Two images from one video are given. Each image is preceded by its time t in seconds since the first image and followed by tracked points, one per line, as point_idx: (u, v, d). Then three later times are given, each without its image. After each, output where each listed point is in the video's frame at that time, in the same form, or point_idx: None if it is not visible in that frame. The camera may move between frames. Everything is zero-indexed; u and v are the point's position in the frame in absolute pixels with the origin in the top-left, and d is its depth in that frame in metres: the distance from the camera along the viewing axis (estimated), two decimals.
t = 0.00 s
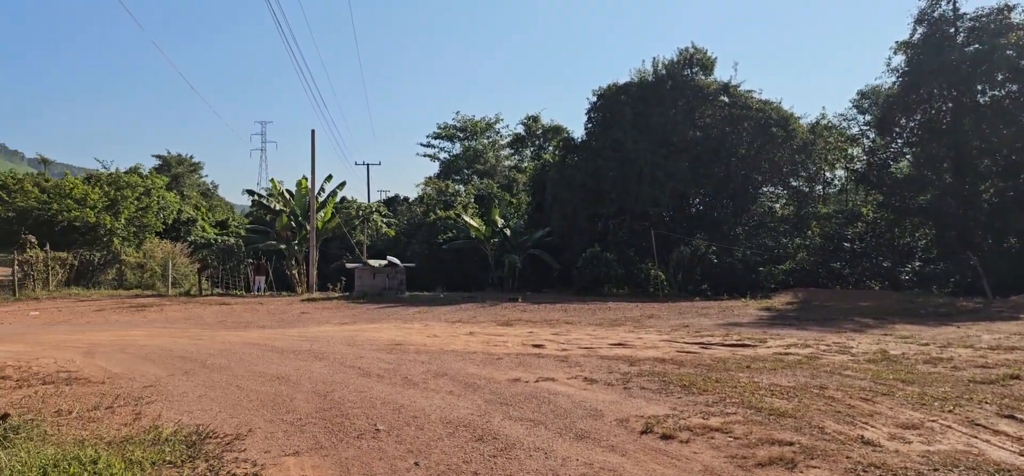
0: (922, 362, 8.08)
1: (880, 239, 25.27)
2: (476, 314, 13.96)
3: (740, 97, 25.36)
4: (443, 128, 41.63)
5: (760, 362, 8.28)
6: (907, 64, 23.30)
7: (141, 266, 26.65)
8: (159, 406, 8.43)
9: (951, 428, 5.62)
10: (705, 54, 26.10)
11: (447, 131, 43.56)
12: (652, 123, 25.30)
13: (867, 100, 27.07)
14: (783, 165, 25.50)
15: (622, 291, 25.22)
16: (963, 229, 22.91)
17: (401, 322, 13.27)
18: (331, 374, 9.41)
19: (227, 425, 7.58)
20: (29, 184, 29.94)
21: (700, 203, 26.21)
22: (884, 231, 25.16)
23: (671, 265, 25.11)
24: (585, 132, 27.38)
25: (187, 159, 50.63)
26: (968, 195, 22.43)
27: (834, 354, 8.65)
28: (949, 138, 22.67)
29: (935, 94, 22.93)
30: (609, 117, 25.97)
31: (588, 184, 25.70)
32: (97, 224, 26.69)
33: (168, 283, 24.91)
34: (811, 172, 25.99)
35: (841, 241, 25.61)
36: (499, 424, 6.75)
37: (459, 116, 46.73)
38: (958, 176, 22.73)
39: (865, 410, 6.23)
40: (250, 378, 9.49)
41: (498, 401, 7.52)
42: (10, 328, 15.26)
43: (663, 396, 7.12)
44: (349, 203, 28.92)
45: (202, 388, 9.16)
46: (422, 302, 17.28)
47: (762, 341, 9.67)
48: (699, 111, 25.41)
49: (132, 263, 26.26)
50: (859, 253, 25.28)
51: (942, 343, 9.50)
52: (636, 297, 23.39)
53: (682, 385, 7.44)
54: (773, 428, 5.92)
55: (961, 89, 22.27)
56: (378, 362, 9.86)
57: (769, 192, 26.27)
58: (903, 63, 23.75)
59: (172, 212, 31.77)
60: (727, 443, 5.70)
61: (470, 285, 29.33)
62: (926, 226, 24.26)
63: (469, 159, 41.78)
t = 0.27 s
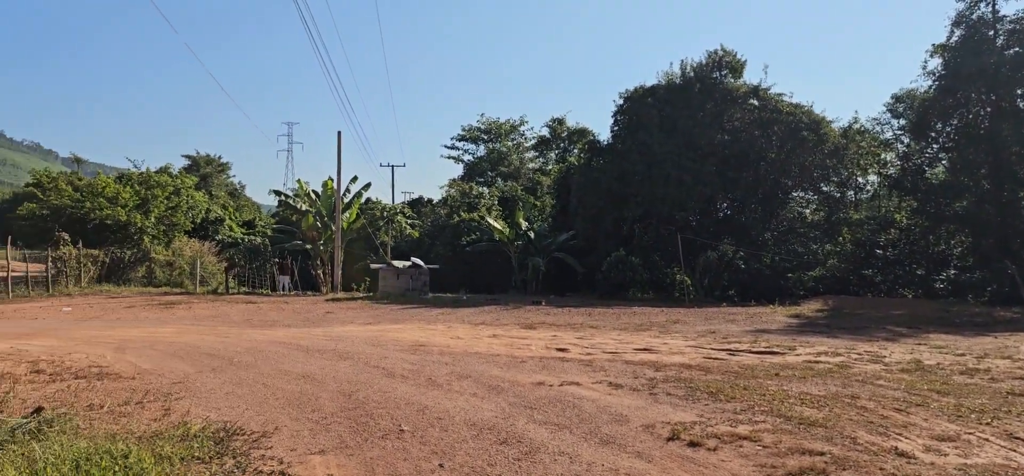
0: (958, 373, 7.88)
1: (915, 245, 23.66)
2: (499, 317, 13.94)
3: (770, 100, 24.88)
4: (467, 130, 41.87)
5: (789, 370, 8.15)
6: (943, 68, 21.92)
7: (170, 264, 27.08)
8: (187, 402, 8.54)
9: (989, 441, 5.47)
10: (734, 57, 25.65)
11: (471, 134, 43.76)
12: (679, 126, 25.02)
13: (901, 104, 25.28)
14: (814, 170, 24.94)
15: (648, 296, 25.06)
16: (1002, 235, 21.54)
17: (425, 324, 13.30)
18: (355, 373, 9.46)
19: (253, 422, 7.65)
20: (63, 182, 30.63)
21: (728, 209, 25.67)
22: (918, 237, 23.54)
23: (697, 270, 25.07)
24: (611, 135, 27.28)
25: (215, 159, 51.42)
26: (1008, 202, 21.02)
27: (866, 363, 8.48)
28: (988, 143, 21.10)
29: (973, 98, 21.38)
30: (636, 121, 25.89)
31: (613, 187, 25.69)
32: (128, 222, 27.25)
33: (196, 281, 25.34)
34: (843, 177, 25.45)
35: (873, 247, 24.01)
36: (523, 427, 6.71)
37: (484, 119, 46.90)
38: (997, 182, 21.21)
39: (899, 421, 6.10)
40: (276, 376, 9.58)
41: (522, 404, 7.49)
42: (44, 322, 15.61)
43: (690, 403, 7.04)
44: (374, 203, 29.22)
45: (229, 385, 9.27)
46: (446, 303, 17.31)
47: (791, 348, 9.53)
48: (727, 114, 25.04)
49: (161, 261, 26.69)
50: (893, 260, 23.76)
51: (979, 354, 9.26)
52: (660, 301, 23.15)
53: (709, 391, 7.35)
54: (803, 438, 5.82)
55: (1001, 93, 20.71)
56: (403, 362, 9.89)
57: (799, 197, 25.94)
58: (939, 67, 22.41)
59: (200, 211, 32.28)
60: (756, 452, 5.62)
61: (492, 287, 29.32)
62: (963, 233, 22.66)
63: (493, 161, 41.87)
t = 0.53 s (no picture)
0: (993, 378, 7.70)
1: (947, 248, 22.97)
2: (521, 319, 13.92)
3: (797, 100, 24.39)
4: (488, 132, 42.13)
5: (818, 374, 8.04)
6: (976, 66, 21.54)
7: (196, 266, 27.52)
8: (214, 402, 8.64)
9: None
10: (759, 57, 25.37)
11: (493, 135, 43.93)
12: (703, 126, 24.73)
13: (933, 103, 24.71)
14: (843, 171, 24.33)
15: (671, 297, 25.04)
16: None
17: (447, 325, 13.33)
18: (379, 374, 9.50)
19: (278, 422, 7.71)
20: (92, 184, 31.19)
21: (754, 210, 25.31)
22: (950, 239, 22.88)
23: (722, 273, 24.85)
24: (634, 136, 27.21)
25: (240, 162, 52.08)
26: None
27: (896, 367, 8.33)
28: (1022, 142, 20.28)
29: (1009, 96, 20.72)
30: (660, 121, 25.74)
31: (636, 188, 25.51)
32: (155, 224, 27.70)
33: (221, 282, 25.75)
34: (872, 178, 25.01)
35: (903, 250, 23.44)
36: (547, 430, 6.67)
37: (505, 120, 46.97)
38: None
39: (932, 427, 5.97)
40: (301, 377, 9.66)
41: (546, 406, 7.45)
42: (74, 323, 15.91)
43: (716, 406, 6.97)
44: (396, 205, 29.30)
45: (255, 385, 9.36)
46: (468, 305, 17.35)
47: (819, 352, 9.39)
48: (752, 114, 24.67)
49: (187, 262, 27.17)
50: (923, 263, 23.09)
51: (1014, 359, 9.05)
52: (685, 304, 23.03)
53: (735, 395, 7.27)
54: (832, 443, 5.73)
55: None
56: (426, 364, 9.92)
57: (827, 198, 25.34)
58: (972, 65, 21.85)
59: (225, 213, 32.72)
60: (784, 457, 5.54)
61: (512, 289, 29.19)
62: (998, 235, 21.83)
63: (514, 163, 41.87)
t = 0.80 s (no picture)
0: None
1: (979, 250, 22.44)
2: (543, 320, 13.89)
3: (823, 99, 23.99)
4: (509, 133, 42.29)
5: (846, 378, 7.90)
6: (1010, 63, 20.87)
7: (220, 267, 28.10)
8: (240, 402, 8.73)
9: None
10: (785, 56, 25.08)
11: (514, 137, 44.02)
12: (728, 127, 24.60)
13: (964, 101, 24.17)
14: (872, 172, 23.67)
15: (694, 300, 24.52)
16: None
17: (469, 327, 13.35)
18: (401, 376, 9.53)
19: (303, 422, 7.77)
20: (119, 187, 31.72)
21: (779, 210, 24.83)
22: (982, 241, 22.35)
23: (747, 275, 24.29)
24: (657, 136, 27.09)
25: (264, 164, 52.70)
26: None
27: (928, 372, 8.16)
28: None
29: None
30: (684, 121, 25.53)
31: (659, 189, 25.35)
32: (180, 225, 28.13)
33: (246, 283, 26.09)
34: (902, 178, 24.13)
35: (935, 251, 23.07)
36: (571, 432, 6.63)
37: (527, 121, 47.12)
38: None
39: (967, 433, 5.84)
40: (325, 378, 9.72)
41: (569, 409, 7.41)
42: (102, 323, 16.19)
43: (742, 410, 6.88)
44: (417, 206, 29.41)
45: (279, 386, 9.44)
46: (489, 306, 17.35)
47: (847, 356, 9.24)
48: (778, 114, 24.33)
49: (212, 263, 27.71)
50: (955, 265, 22.67)
51: None
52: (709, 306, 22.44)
53: (762, 399, 7.18)
54: (863, 448, 5.62)
55: None
56: (448, 365, 9.93)
57: (855, 199, 24.58)
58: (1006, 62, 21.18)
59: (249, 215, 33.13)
60: (813, 462, 5.45)
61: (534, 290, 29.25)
62: None
63: (535, 164, 41.95)
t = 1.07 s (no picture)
0: None
1: (1012, 252, 21.20)
2: (564, 322, 13.85)
3: (850, 98, 23.65)
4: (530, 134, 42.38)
5: (875, 382, 7.78)
6: None
7: (243, 268, 28.40)
8: (264, 402, 8.80)
9: None
10: (810, 55, 24.79)
11: (535, 138, 44.06)
12: (752, 126, 24.35)
13: (996, 99, 23.65)
14: (900, 171, 23.28)
15: (717, 302, 24.53)
16: None
17: (490, 328, 13.35)
18: (423, 377, 9.55)
19: (327, 422, 7.82)
20: (145, 189, 32.25)
21: (805, 212, 24.60)
22: (1015, 242, 21.12)
23: (773, 275, 24.50)
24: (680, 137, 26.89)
25: (286, 166, 53.22)
26: None
27: (960, 376, 8.00)
28: None
29: None
30: (707, 121, 25.32)
31: (681, 189, 25.06)
32: (205, 227, 28.44)
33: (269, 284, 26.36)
34: (932, 178, 23.72)
35: (965, 253, 21.99)
36: (594, 435, 6.58)
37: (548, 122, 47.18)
38: None
39: (1001, 439, 5.70)
40: (347, 378, 9.78)
41: (592, 411, 7.36)
42: (129, 323, 16.45)
43: (769, 414, 6.80)
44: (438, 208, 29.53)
45: (302, 386, 9.52)
46: (510, 308, 17.34)
47: (876, 359, 9.09)
48: (803, 113, 23.93)
49: (236, 265, 27.95)
50: (986, 267, 21.63)
51: None
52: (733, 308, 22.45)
53: (788, 403, 7.09)
54: (893, 454, 5.52)
55: None
56: (470, 366, 9.94)
57: (883, 199, 24.15)
58: None
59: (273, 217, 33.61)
60: (842, 467, 5.36)
61: (555, 292, 29.29)
62: None
63: (556, 165, 41.95)
